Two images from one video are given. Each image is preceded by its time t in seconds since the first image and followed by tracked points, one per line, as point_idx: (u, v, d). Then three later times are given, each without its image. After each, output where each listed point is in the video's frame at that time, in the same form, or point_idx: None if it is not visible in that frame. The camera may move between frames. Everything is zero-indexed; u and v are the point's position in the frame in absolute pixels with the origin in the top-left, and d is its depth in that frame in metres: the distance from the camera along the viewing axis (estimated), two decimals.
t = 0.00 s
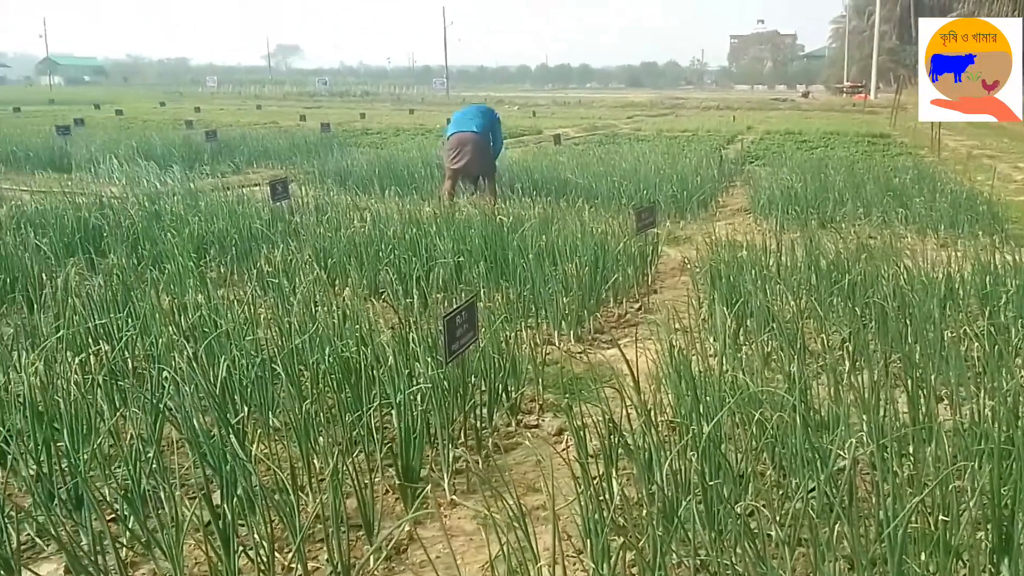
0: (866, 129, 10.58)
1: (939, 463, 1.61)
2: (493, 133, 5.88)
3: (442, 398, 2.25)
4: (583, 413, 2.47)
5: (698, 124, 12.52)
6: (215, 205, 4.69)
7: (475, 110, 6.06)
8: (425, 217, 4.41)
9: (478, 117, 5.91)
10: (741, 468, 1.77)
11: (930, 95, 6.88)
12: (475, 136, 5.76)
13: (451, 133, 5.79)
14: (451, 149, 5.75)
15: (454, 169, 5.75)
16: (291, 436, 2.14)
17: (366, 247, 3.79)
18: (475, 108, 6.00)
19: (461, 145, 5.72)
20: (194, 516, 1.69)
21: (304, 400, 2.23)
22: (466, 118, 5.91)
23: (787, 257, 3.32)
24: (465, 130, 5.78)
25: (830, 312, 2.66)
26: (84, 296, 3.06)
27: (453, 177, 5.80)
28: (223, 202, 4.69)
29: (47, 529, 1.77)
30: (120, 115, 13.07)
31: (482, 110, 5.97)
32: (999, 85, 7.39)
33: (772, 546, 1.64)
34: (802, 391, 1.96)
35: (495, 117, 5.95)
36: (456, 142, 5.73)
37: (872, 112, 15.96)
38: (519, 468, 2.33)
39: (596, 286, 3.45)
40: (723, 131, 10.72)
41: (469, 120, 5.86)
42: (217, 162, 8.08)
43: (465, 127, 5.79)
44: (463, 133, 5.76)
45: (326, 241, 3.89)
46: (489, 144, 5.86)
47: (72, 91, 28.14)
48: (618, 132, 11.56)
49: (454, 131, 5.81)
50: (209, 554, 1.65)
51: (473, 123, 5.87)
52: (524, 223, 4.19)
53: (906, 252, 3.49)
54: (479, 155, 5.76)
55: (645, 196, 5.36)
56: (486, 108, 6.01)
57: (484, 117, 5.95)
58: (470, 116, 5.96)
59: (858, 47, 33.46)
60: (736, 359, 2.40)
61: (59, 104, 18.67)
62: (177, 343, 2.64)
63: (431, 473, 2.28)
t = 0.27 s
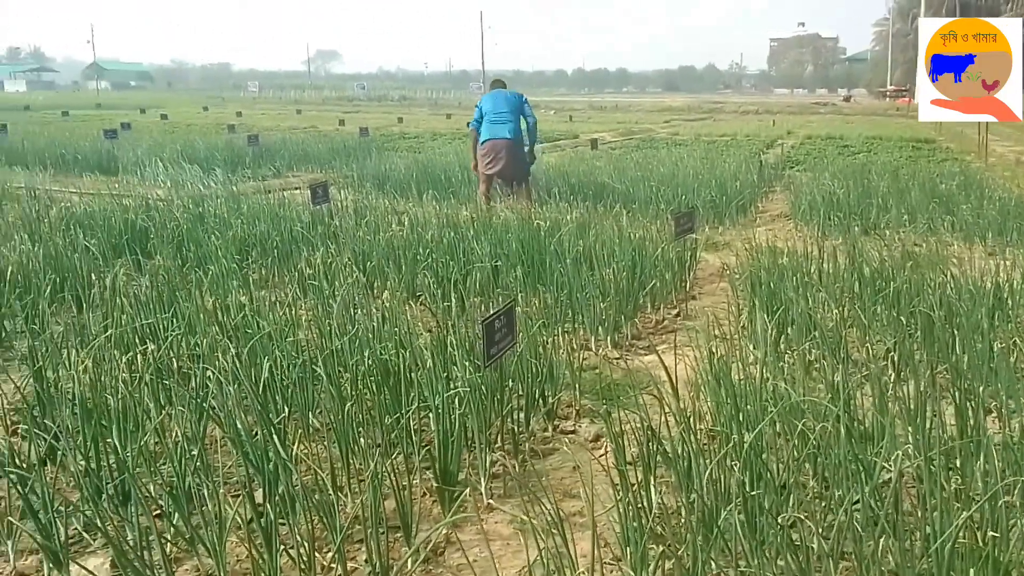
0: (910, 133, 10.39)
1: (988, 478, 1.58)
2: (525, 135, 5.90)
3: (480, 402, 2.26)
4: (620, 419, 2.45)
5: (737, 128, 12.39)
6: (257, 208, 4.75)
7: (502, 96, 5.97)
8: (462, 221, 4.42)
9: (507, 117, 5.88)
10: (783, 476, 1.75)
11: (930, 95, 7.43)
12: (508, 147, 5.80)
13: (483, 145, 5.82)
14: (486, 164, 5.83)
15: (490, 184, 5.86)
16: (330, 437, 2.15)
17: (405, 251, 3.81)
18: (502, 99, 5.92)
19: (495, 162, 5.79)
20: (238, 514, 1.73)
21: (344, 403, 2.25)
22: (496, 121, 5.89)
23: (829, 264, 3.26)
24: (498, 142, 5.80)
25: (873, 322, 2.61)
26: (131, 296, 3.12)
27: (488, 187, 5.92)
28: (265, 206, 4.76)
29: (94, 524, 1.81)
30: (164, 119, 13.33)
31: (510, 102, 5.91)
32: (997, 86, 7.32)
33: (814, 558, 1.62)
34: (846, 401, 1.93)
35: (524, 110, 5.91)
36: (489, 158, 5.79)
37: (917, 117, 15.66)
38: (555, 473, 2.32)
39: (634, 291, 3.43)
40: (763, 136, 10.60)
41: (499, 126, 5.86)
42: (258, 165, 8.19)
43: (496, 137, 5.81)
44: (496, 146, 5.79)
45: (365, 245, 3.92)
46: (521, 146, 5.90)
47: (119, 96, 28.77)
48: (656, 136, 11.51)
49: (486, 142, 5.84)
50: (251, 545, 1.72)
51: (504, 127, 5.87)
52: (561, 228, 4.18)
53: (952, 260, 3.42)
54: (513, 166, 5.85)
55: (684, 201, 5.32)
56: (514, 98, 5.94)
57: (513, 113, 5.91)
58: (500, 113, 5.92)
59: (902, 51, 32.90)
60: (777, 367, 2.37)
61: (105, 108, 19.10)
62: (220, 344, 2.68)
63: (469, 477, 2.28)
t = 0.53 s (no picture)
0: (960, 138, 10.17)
1: None
2: (552, 136, 6.00)
3: (522, 408, 2.26)
4: (662, 427, 2.43)
5: (780, 133, 12.25)
6: (301, 214, 4.82)
7: (526, 96, 6.07)
8: (503, 227, 4.44)
9: (533, 119, 5.99)
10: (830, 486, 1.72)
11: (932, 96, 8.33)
12: (536, 151, 5.92)
13: (511, 152, 5.96)
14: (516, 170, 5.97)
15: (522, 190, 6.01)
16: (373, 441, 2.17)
17: (446, 256, 3.83)
18: (526, 100, 6.02)
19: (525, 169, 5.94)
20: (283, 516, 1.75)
21: (387, 408, 2.27)
22: (523, 124, 6.00)
23: (877, 271, 3.21)
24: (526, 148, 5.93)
25: (923, 330, 2.56)
26: (180, 301, 3.18)
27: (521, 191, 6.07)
28: (309, 212, 4.82)
29: (144, 524, 1.84)
30: (212, 127, 13.59)
31: (535, 103, 6.01)
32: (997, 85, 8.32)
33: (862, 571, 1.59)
34: (896, 412, 1.89)
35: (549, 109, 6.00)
36: (518, 164, 5.93)
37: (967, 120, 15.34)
38: (596, 480, 2.31)
39: (676, 298, 3.41)
40: (807, 141, 10.47)
41: (527, 130, 5.97)
42: (302, 172, 8.30)
43: (524, 141, 5.93)
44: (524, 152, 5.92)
45: (407, 251, 3.95)
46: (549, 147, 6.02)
47: (168, 105, 29.42)
48: (698, 142, 11.43)
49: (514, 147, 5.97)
50: (297, 546, 1.76)
51: (531, 130, 5.99)
52: (602, 233, 4.16)
53: (1005, 268, 3.34)
54: (542, 169, 5.98)
55: (727, 207, 5.27)
56: (539, 98, 6.03)
57: (539, 114, 6.01)
58: (526, 115, 6.03)
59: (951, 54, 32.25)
60: (823, 376, 2.33)
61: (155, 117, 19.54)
62: (265, 348, 2.72)
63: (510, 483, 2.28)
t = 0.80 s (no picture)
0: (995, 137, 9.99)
1: None
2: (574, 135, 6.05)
3: (549, 407, 2.25)
4: (689, 428, 2.41)
5: (810, 131, 12.10)
6: (329, 211, 4.84)
7: (548, 91, 6.08)
8: (530, 225, 4.42)
9: (557, 115, 6.02)
10: (861, 490, 1.70)
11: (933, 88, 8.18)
12: (560, 148, 5.98)
13: (535, 149, 5.99)
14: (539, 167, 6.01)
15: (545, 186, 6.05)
16: (400, 439, 2.18)
17: (472, 254, 3.83)
18: (548, 96, 6.04)
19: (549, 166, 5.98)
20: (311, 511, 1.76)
21: (414, 405, 2.27)
22: (546, 120, 6.03)
23: (910, 273, 3.16)
24: (550, 145, 5.97)
25: (958, 333, 2.52)
26: (210, 297, 3.21)
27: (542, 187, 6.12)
28: (337, 209, 4.84)
29: (175, 517, 1.87)
30: (241, 124, 13.71)
31: (557, 99, 6.04)
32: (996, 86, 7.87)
33: None
34: (930, 416, 1.86)
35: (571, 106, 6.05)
36: (543, 162, 5.97)
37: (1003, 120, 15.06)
38: (622, 480, 2.30)
39: (704, 298, 3.38)
40: (838, 139, 10.34)
41: (550, 127, 6.01)
42: (329, 169, 8.34)
43: (548, 138, 5.97)
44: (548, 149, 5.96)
45: (434, 249, 3.95)
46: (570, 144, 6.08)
47: (199, 103, 29.76)
48: (726, 141, 11.35)
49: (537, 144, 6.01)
50: (325, 541, 1.78)
51: (554, 127, 6.03)
52: (629, 232, 4.14)
53: None
54: (564, 166, 6.05)
55: (756, 206, 5.21)
56: (561, 94, 6.06)
57: (562, 111, 6.05)
58: (547, 113, 6.05)
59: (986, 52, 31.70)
60: (855, 379, 2.29)
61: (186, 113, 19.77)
62: (294, 344, 2.74)
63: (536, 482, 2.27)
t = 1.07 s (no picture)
0: None
1: None
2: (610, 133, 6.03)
3: (584, 407, 2.24)
4: (726, 430, 2.38)
5: (851, 130, 11.92)
6: (366, 209, 4.87)
7: (583, 88, 6.03)
8: (566, 224, 4.41)
9: (593, 113, 5.99)
10: (903, 496, 1.66)
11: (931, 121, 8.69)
12: (596, 148, 5.96)
13: (572, 148, 5.97)
14: (576, 166, 6.00)
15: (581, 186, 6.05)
16: (435, 437, 2.18)
17: (508, 253, 3.82)
18: (584, 93, 5.99)
19: (586, 166, 5.97)
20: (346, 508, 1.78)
21: (449, 403, 2.28)
22: (582, 119, 6.00)
23: (955, 274, 3.09)
24: (587, 145, 5.95)
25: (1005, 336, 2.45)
26: (250, 294, 3.25)
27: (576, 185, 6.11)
28: (373, 207, 4.87)
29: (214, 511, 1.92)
30: (281, 123, 13.88)
31: (594, 97, 6.00)
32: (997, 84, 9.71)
33: None
34: (975, 421, 1.82)
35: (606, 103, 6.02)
36: (580, 162, 5.96)
37: None
38: (658, 482, 2.28)
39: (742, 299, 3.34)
40: (881, 138, 10.16)
41: (587, 126, 5.98)
42: (366, 168, 8.40)
43: (585, 137, 5.95)
44: (586, 149, 5.95)
45: (469, 247, 3.95)
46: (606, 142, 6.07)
47: (238, 103, 30.17)
48: (766, 138, 11.21)
49: (574, 143, 5.99)
50: (361, 537, 1.80)
51: (591, 126, 6.00)
52: (666, 231, 4.10)
53: None
54: (600, 165, 6.04)
55: (796, 206, 5.14)
56: (597, 92, 6.02)
57: (598, 109, 6.02)
58: (584, 110, 6.00)
59: None
60: (896, 382, 2.25)
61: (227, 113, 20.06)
62: (331, 341, 2.76)
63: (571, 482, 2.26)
